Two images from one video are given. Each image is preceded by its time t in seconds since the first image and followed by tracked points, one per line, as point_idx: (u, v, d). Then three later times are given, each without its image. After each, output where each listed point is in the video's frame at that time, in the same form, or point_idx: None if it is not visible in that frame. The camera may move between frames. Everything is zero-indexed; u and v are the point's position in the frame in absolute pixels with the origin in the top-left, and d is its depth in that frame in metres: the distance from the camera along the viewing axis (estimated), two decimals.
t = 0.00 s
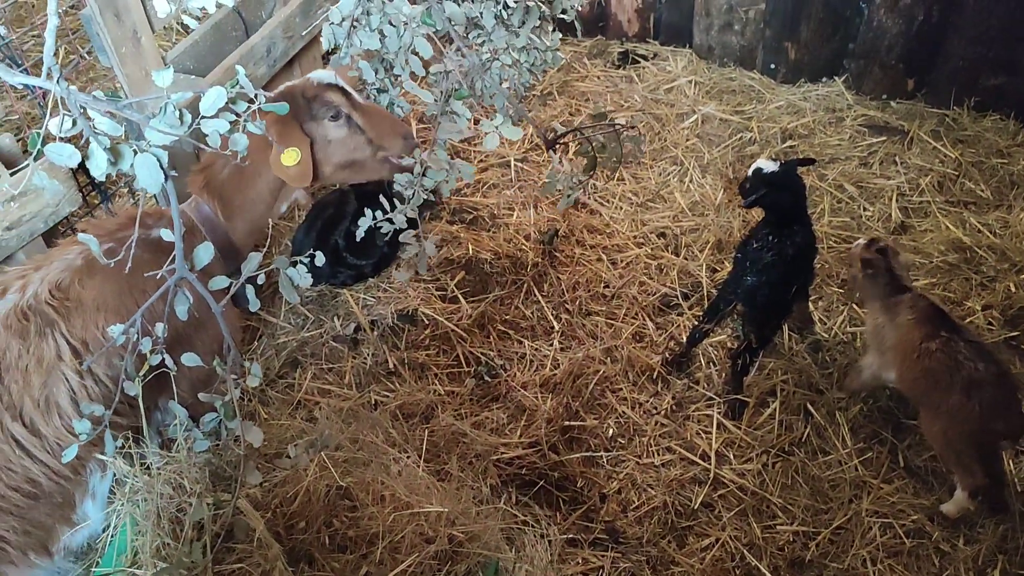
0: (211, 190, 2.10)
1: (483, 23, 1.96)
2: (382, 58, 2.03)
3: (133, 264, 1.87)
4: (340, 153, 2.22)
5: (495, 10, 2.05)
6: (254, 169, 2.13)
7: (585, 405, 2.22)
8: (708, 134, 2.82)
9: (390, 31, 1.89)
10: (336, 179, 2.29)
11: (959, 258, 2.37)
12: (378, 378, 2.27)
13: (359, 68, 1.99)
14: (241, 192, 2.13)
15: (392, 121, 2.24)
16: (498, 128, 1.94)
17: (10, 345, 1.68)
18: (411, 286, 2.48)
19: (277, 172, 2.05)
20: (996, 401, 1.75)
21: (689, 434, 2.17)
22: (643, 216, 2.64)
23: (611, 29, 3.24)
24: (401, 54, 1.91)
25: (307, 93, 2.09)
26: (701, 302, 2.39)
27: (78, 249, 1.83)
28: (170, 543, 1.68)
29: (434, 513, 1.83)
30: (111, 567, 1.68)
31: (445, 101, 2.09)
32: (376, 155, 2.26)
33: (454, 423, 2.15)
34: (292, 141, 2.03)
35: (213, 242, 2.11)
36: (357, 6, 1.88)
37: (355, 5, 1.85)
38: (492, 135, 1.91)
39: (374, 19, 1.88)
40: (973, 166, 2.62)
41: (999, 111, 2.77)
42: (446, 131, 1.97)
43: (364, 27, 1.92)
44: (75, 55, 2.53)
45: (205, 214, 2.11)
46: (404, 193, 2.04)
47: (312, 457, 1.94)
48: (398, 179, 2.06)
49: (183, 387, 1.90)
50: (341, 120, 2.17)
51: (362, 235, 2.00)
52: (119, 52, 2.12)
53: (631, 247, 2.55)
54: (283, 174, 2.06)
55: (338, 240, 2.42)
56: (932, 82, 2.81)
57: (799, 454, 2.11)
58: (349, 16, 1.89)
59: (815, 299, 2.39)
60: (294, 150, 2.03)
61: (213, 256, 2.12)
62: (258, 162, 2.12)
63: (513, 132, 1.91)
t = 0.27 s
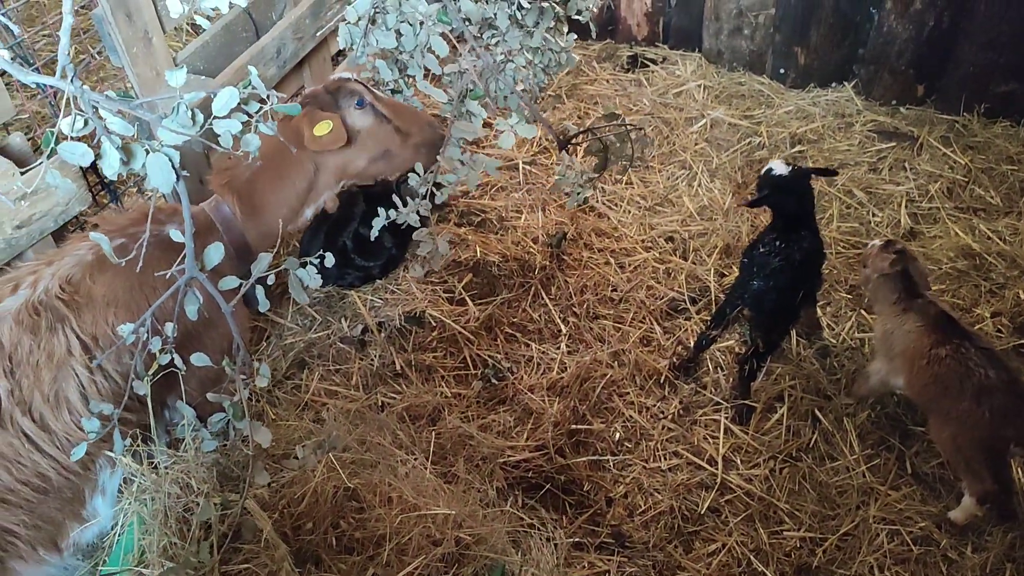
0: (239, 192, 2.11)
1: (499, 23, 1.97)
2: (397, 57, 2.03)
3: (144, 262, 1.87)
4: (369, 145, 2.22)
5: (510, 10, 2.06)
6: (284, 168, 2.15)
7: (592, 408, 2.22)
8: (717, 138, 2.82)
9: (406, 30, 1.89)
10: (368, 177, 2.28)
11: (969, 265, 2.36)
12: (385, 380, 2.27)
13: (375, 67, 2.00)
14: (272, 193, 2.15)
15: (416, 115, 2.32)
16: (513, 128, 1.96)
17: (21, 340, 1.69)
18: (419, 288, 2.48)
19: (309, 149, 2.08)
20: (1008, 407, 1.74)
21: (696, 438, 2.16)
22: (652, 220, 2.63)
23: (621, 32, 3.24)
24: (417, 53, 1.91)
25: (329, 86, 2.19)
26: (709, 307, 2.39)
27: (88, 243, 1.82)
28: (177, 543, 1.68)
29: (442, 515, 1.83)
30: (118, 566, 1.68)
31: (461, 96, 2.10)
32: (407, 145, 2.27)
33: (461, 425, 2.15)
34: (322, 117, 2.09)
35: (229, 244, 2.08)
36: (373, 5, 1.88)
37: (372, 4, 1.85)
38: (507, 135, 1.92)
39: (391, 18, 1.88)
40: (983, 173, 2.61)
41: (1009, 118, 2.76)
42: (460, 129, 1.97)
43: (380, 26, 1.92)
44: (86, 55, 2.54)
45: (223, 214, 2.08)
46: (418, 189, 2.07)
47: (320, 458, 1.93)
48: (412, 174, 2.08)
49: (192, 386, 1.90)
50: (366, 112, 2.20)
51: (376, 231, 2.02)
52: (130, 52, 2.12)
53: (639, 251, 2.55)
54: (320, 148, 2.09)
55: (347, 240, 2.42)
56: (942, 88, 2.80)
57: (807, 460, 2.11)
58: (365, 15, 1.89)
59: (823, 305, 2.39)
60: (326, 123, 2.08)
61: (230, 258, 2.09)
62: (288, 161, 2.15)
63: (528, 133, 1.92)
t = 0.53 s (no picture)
0: (255, 194, 2.12)
1: (501, 28, 1.98)
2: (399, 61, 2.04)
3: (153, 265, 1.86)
4: (386, 147, 2.22)
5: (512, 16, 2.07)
6: (300, 172, 2.15)
7: (596, 411, 2.22)
8: (721, 142, 2.82)
9: (409, 34, 1.91)
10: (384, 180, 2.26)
11: (973, 270, 2.36)
12: (390, 382, 2.28)
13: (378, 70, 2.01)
14: (288, 197, 2.14)
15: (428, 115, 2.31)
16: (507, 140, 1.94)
17: (29, 340, 1.70)
18: (423, 290, 2.48)
19: (342, 152, 2.14)
20: None
21: (700, 442, 2.16)
22: (656, 223, 2.64)
23: (626, 36, 3.24)
24: (418, 57, 1.93)
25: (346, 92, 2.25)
26: (713, 310, 2.39)
27: (100, 245, 1.83)
28: (182, 545, 1.68)
29: (446, 518, 1.83)
30: (122, 566, 1.67)
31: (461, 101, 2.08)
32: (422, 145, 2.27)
33: (465, 427, 2.15)
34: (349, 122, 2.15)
35: (243, 246, 2.11)
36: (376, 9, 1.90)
37: (375, 7, 1.87)
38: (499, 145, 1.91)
39: (393, 22, 1.90)
40: (988, 178, 2.61)
41: (1014, 123, 2.76)
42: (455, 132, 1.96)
43: (383, 29, 1.93)
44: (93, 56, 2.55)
45: (240, 215, 2.11)
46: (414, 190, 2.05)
47: (325, 459, 1.93)
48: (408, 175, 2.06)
49: (198, 386, 1.91)
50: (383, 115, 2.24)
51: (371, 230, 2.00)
52: (137, 53, 2.13)
53: (644, 254, 2.55)
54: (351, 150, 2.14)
55: (351, 242, 2.42)
56: (946, 93, 2.80)
57: (811, 464, 2.11)
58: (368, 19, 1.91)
59: (827, 309, 2.39)
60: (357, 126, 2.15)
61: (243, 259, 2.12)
62: (304, 165, 2.15)
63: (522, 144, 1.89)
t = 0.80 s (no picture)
0: (260, 193, 2.12)
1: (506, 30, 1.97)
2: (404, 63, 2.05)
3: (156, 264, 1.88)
4: (391, 153, 2.27)
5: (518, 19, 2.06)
6: (306, 172, 2.16)
7: (598, 413, 2.22)
8: (724, 144, 2.82)
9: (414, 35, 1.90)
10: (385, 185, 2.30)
11: (975, 273, 2.37)
12: (391, 383, 2.28)
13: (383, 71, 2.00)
14: (293, 196, 2.15)
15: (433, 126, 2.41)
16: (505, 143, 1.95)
17: (33, 342, 1.71)
18: (425, 292, 2.48)
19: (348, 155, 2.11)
20: None
21: (701, 444, 2.16)
22: (658, 225, 2.64)
23: (628, 38, 3.24)
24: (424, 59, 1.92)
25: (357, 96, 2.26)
26: (715, 313, 2.39)
27: (105, 246, 1.84)
28: (185, 544, 1.69)
29: (448, 519, 1.83)
30: (125, 567, 1.67)
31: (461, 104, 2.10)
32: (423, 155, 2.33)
33: (467, 429, 2.15)
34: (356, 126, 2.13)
35: (249, 245, 2.11)
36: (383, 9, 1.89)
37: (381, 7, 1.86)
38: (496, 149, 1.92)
39: (399, 23, 1.89)
40: (990, 181, 2.61)
41: (1016, 127, 2.77)
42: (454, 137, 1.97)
43: (388, 30, 1.93)
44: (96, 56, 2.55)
45: (246, 215, 2.11)
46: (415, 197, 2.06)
47: (327, 461, 1.93)
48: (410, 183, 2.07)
49: (200, 388, 1.91)
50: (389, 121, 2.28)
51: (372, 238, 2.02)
52: (140, 54, 2.13)
53: (646, 256, 2.55)
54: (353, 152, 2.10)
55: (353, 243, 2.43)
56: (949, 96, 2.80)
57: (812, 467, 2.11)
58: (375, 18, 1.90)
59: (829, 311, 2.39)
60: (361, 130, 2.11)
61: (250, 260, 2.11)
62: (311, 166, 2.16)
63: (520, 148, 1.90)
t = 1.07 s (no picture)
0: (262, 196, 2.11)
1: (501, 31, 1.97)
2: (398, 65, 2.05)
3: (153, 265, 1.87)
4: (394, 152, 2.24)
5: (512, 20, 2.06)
6: (308, 174, 2.15)
7: (596, 414, 2.22)
8: (722, 145, 2.82)
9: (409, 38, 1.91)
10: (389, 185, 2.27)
11: (973, 274, 2.37)
12: (389, 385, 2.27)
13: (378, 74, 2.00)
14: (297, 199, 2.14)
15: (434, 127, 2.40)
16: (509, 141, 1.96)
17: (31, 344, 1.71)
18: (423, 293, 2.48)
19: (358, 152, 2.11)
20: None
21: (699, 446, 2.16)
22: (656, 226, 2.64)
23: (626, 39, 3.24)
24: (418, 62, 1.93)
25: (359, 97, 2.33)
26: (712, 314, 2.39)
27: (104, 248, 1.84)
28: (180, 545, 1.69)
29: (445, 521, 1.83)
30: (120, 568, 1.67)
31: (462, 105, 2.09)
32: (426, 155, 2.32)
33: (465, 430, 2.15)
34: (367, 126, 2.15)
35: (249, 249, 2.11)
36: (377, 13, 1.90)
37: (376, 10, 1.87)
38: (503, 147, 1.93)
39: (393, 26, 1.90)
40: (988, 183, 2.61)
41: (1014, 128, 2.77)
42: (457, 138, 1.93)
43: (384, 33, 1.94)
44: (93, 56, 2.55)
45: (246, 219, 2.11)
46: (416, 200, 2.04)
47: (324, 462, 1.93)
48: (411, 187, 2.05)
49: (198, 389, 1.91)
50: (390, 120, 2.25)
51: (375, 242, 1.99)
52: (137, 55, 2.13)
53: (644, 257, 2.55)
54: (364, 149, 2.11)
55: (351, 244, 2.43)
56: (947, 98, 2.80)
57: (810, 468, 2.11)
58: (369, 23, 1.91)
59: (827, 313, 2.39)
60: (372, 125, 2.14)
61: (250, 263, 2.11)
62: (314, 168, 2.15)
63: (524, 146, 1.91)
